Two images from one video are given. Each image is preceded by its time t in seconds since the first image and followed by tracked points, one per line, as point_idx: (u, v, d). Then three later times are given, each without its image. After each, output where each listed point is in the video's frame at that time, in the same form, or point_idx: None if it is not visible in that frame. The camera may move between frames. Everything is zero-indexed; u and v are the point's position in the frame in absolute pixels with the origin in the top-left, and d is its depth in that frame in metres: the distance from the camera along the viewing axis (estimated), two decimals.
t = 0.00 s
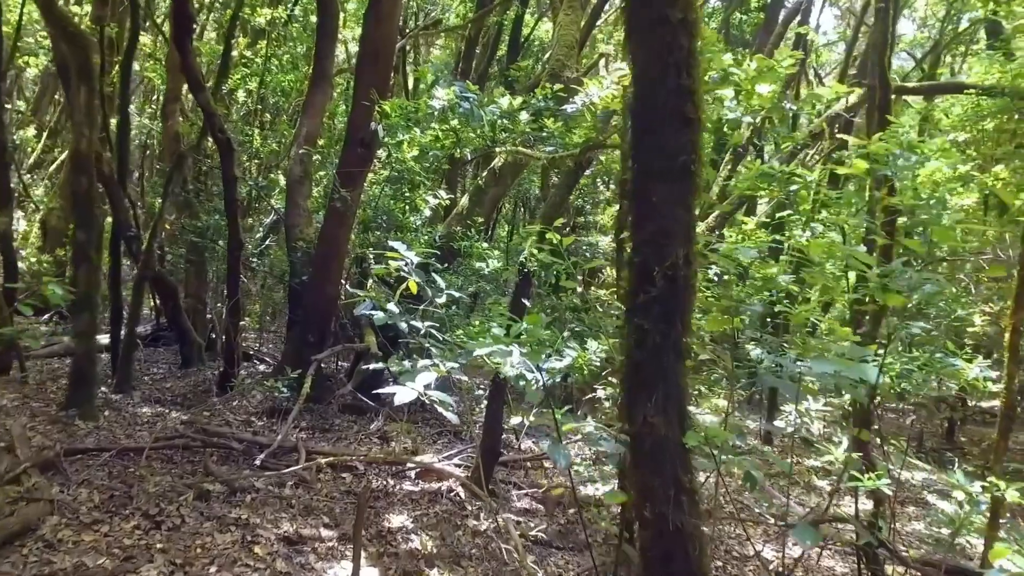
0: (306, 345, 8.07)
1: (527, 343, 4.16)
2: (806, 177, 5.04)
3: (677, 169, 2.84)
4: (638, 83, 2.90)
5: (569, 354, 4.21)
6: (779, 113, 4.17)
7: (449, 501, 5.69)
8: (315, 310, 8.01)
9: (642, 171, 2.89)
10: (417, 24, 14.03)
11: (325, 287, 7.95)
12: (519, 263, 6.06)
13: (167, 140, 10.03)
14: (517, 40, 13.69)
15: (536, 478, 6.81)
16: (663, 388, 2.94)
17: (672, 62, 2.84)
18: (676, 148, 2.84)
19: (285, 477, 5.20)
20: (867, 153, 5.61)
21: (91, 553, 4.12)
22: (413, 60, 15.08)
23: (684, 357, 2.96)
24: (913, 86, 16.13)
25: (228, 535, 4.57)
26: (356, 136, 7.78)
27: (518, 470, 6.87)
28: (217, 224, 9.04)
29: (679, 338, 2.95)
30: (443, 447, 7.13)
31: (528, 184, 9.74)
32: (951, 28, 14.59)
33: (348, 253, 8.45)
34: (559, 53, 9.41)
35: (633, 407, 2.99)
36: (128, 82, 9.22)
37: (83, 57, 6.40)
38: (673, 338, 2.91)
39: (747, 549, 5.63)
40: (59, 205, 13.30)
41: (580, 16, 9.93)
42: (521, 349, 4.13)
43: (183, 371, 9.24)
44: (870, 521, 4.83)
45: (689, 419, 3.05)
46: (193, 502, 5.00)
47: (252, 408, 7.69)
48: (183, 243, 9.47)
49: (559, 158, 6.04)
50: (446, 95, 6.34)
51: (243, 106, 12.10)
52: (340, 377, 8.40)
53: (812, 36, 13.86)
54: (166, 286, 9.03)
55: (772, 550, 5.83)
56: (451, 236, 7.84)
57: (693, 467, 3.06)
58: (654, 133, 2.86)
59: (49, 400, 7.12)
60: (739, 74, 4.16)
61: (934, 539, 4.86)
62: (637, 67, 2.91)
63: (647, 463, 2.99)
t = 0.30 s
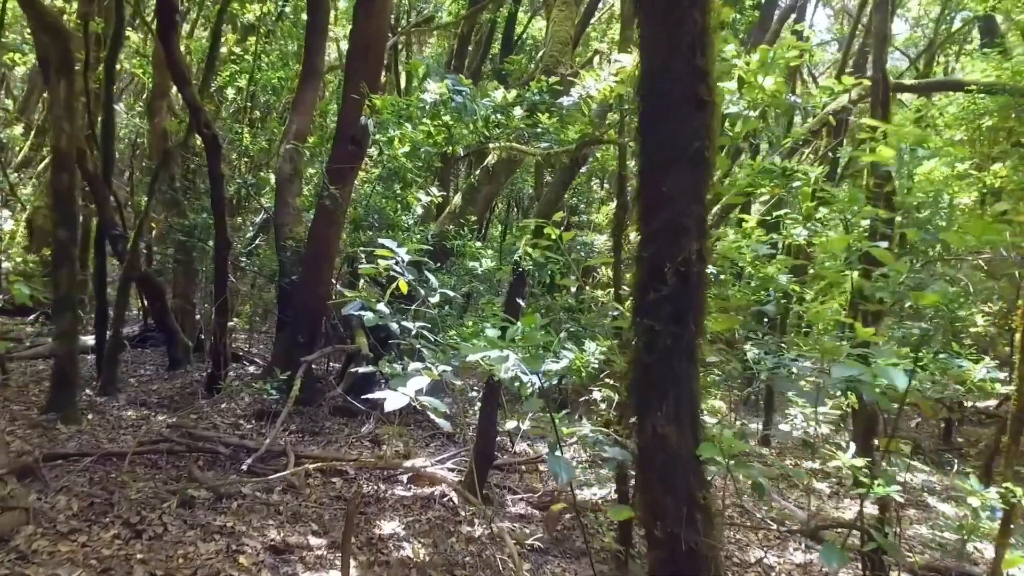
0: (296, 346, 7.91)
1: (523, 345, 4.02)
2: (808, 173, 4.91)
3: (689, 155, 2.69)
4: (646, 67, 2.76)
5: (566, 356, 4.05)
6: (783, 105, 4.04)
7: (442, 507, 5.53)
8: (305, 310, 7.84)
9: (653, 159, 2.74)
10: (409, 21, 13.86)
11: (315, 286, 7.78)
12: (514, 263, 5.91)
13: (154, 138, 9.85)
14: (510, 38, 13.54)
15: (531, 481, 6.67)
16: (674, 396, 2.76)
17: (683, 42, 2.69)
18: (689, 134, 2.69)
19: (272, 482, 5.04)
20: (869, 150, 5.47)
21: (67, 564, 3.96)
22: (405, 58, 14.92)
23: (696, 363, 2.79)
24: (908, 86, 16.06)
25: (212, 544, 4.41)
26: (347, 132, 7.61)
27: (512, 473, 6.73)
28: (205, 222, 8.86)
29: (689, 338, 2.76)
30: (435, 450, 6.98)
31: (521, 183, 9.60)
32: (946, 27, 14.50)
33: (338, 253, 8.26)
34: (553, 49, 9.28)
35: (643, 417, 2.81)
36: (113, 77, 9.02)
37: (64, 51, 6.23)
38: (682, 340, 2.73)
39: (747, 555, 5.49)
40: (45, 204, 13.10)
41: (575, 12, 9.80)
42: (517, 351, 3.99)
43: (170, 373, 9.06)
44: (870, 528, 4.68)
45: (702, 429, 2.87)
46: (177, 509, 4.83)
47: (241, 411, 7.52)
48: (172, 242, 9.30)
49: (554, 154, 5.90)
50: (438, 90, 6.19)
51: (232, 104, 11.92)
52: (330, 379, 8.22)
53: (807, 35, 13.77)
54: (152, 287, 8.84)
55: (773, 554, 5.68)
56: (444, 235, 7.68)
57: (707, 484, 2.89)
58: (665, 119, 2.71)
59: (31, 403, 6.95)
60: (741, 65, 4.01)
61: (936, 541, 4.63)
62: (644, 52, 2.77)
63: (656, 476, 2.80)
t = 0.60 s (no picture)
0: (297, 345, 7.76)
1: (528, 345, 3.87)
2: (824, 164, 4.74)
3: (715, 129, 2.48)
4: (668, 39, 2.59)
5: (574, 355, 3.89)
6: (801, 91, 3.86)
7: (446, 510, 5.39)
8: (306, 308, 7.70)
9: (677, 131, 2.52)
10: (411, 16, 13.71)
11: (316, 285, 7.62)
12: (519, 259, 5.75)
13: (153, 134, 9.71)
14: (514, 34, 13.37)
15: (537, 483, 6.52)
16: (702, 397, 2.51)
17: (707, 8, 2.51)
18: (717, 104, 2.48)
19: (271, 484, 4.90)
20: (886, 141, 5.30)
21: (56, 571, 3.82)
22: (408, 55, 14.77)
23: (726, 361, 2.54)
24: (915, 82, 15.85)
25: (208, 549, 4.26)
26: (348, 126, 7.45)
27: (518, 475, 6.58)
28: (204, 219, 8.71)
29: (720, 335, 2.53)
30: (439, 451, 6.84)
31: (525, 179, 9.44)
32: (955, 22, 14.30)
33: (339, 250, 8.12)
34: (557, 43, 9.11)
35: (668, 416, 2.56)
36: (110, 72, 8.87)
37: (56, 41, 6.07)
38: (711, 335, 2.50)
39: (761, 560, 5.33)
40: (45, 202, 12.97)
41: (580, 5, 9.63)
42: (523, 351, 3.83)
43: (170, 372, 8.91)
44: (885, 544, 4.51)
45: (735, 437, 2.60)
46: (172, 512, 4.68)
47: (241, 411, 7.37)
48: (171, 239, 9.16)
49: (560, 147, 5.73)
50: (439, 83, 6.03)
51: (232, 100, 11.78)
52: (331, 378, 8.09)
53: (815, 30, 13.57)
54: (151, 285, 8.70)
55: (787, 560, 5.52)
56: (446, 231, 7.52)
57: (741, 494, 2.62)
58: (691, 89, 2.51)
59: (25, 403, 6.80)
60: (757, 50, 3.84)
61: (957, 545, 4.47)
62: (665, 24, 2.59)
63: (681, 485, 2.55)
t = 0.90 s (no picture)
0: (343, 346, 7.73)
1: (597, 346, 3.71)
2: (892, 158, 4.52)
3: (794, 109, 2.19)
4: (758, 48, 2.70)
5: (629, 360, 3.75)
6: (872, 77, 3.63)
7: (496, 516, 5.31)
8: (353, 310, 7.67)
9: (772, 123, 2.63)
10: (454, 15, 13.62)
11: (362, 286, 7.59)
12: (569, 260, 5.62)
13: (200, 136, 9.78)
14: (557, 31, 13.21)
15: (587, 488, 6.39)
16: (801, 416, 2.63)
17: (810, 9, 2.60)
18: (817, 90, 2.59)
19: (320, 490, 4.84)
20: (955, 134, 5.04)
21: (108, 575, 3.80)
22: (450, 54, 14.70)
23: (826, 372, 2.66)
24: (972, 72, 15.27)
25: (257, 555, 4.21)
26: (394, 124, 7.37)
27: (567, 481, 6.47)
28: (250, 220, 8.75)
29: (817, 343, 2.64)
30: (486, 454, 6.74)
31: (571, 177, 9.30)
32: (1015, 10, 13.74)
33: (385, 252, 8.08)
34: (603, 38, 8.93)
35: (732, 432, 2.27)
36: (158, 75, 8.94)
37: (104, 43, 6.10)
38: (812, 342, 2.61)
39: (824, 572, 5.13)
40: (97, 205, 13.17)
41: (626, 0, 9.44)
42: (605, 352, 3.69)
43: (218, 373, 8.96)
44: (961, 559, 4.32)
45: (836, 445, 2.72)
46: (221, 516, 4.65)
47: (288, 412, 7.35)
48: (219, 240, 9.21)
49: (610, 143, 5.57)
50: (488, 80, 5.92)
51: (278, 102, 11.82)
52: (378, 380, 8.05)
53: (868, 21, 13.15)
54: (200, 287, 8.76)
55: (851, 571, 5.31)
56: (492, 231, 7.41)
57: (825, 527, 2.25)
58: (786, 83, 2.62)
59: (78, 402, 6.86)
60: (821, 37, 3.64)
61: None
62: (750, 27, 2.75)
63: (780, 499, 2.66)
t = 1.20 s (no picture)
0: (415, 345, 7.67)
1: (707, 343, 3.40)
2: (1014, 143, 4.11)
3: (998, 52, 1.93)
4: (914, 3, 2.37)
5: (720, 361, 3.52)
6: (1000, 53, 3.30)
7: (572, 523, 5.13)
8: (425, 309, 7.60)
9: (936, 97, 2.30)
10: (523, 12, 13.47)
11: (433, 285, 7.52)
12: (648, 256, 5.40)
13: (273, 137, 9.87)
14: (629, 25, 12.90)
15: (665, 494, 6.16)
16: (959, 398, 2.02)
17: None
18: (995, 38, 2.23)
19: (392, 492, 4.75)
20: None
21: (182, 574, 3.76)
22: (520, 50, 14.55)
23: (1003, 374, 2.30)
24: None
25: (329, 558, 4.12)
26: (466, 119, 7.23)
27: (643, 486, 6.26)
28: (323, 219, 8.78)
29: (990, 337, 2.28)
30: (560, 458, 6.57)
31: (645, 174, 9.03)
32: None
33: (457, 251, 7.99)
34: (679, 28, 8.64)
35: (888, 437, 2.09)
36: (233, 77, 9.03)
37: (181, 41, 6.14)
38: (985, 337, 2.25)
39: None
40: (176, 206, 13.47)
41: None
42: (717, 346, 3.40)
43: (291, 372, 9.01)
44: None
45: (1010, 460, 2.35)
46: (293, 516, 4.58)
47: (360, 411, 7.31)
48: (292, 240, 9.27)
49: (690, 135, 5.33)
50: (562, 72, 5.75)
51: (349, 102, 11.88)
52: (449, 380, 7.97)
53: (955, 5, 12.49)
54: (274, 286, 8.83)
55: None
56: (565, 228, 7.24)
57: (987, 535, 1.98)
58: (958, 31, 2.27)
59: (158, 399, 6.95)
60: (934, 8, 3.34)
61: None
62: None
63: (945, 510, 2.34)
